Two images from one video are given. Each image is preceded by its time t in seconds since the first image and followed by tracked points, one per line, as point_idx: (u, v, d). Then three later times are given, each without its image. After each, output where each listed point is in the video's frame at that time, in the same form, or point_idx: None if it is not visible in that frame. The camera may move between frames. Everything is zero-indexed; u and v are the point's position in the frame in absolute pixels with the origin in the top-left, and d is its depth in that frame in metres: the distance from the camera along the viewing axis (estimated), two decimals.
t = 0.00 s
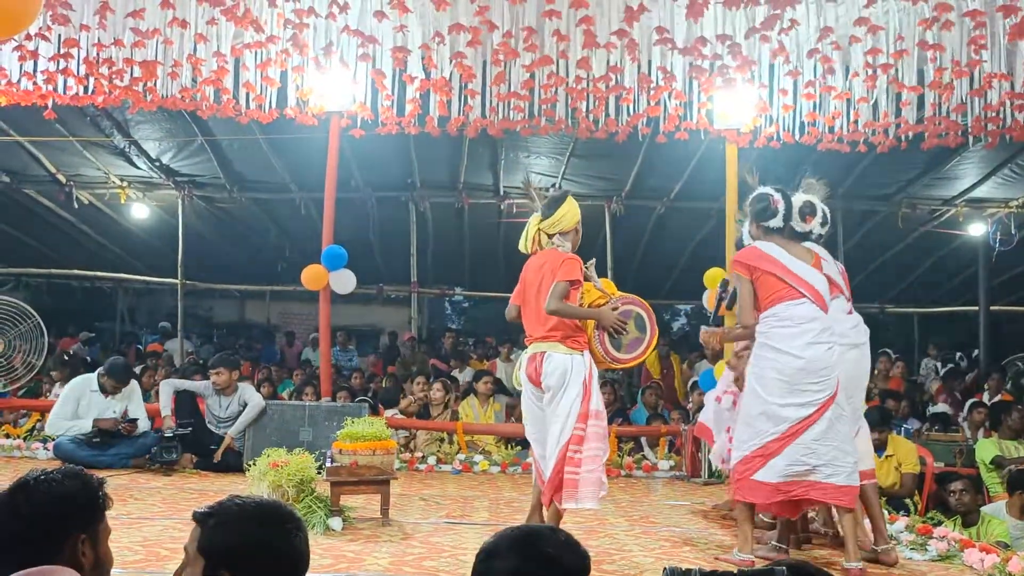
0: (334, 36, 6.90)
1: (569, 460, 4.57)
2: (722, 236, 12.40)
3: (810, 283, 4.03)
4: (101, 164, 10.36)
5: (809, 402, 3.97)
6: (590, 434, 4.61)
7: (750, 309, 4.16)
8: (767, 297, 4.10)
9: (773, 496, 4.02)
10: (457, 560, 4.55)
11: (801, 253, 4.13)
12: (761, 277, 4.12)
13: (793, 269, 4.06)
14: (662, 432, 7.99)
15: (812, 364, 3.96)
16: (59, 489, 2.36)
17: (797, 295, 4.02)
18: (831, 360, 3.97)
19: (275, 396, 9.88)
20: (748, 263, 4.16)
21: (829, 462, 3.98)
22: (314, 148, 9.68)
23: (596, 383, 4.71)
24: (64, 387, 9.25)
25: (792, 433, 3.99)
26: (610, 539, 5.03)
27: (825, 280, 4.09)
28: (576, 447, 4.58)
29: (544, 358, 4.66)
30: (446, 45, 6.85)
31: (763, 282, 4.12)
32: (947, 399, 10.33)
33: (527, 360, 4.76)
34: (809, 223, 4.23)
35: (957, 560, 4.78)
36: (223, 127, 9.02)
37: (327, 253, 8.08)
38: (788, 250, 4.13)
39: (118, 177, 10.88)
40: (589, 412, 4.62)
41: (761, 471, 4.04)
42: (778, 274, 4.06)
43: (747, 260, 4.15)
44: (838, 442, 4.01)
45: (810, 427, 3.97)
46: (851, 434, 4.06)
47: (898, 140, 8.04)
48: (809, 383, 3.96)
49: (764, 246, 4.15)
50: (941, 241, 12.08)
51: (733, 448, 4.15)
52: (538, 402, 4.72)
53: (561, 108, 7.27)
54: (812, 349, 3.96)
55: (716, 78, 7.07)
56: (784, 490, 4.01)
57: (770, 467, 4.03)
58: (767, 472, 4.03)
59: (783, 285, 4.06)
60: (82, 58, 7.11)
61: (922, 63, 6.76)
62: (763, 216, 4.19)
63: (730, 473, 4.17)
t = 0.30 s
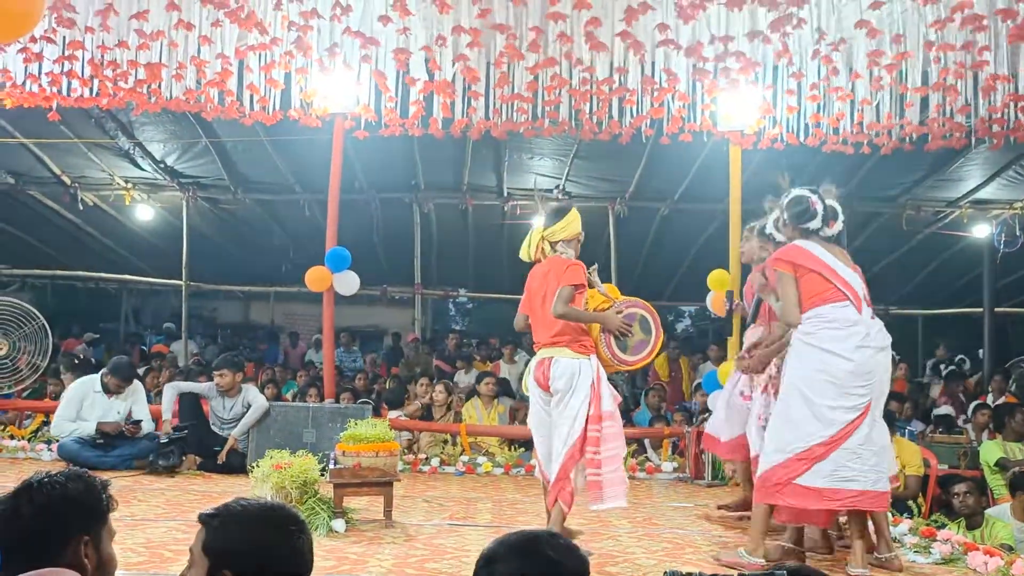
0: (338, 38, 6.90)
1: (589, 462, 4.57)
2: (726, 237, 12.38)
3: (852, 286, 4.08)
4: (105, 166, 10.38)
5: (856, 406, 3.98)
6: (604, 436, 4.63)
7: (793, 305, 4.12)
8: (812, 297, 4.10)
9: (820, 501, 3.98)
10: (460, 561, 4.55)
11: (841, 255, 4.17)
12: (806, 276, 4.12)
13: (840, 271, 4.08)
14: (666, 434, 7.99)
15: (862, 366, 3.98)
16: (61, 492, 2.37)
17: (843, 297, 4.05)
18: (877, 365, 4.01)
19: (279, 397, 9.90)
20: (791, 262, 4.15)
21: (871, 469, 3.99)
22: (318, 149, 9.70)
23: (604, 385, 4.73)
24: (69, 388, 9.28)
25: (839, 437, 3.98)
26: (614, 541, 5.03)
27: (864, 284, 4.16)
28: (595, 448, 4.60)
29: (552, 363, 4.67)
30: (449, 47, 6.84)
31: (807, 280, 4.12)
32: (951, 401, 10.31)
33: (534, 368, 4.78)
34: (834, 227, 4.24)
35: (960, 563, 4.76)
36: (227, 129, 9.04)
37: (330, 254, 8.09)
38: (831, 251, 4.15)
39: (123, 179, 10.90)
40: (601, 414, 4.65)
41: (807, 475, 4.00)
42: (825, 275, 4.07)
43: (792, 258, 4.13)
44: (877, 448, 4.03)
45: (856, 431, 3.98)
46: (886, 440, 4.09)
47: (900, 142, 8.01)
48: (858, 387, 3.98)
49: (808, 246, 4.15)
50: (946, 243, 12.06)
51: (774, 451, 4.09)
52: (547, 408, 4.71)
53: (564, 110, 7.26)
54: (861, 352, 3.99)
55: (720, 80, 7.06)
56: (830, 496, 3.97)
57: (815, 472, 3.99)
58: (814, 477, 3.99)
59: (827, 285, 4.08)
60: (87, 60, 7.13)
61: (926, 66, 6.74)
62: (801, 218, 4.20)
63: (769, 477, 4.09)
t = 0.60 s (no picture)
0: (341, 40, 6.91)
1: (601, 461, 4.57)
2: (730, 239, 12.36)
3: (844, 294, 3.98)
4: (108, 167, 10.39)
5: (830, 410, 3.96)
6: (612, 434, 4.64)
7: (776, 301, 4.04)
8: (802, 299, 4.02)
9: (789, 501, 3.97)
10: (463, 564, 4.54)
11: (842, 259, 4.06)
12: (800, 276, 4.02)
13: (835, 278, 3.97)
14: (669, 436, 7.97)
15: (839, 373, 3.94)
16: (65, 493, 2.37)
17: (831, 306, 3.96)
18: (855, 374, 3.97)
19: (282, 398, 9.90)
20: (788, 259, 4.05)
21: (842, 474, 3.97)
22: (322, 151, 9.70)
23: (607, 384, 4.72)
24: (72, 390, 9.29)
25: (811, 440, 3.96)
26: (617, 543, 5.02)
27: (859, 293, 4.05)
28: (604, 447, 4.60)
29: (553, 364, 4.69)
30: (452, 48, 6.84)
31: (800, 282, 4.03)
32: (954, 403, 10.29)
33: (535, 368, 4.77)
34: (851, 220, 4.17)
35: (964, 565, 4.75)
36: (230, 130, 9.05)
37: (333, 256, 8.08)
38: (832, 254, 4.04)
39: (126, 180, 10.91)
40: (607, 413, 4.65)
41: (780, 475, 4.00)
42: (819, 279, 3.97)
43: (788, 255, 4.04)
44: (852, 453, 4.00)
45: (829, 435, 3.96)
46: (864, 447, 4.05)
47: (903, 144, 7.99)
48: (833, 394, 3.95)
49: (808, 245, 4.04)
50: (949, 244, 12.03)
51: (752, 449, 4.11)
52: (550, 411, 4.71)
53: (568, 112, 7.24)
54: (840, 361, 3.95)
55: (722, 80, 7.05)
56: (802, 498, 3.97)
57: (788, 472, 3.99)
58: (786, 478, 3.98)
59: (819, 291, 3.98)
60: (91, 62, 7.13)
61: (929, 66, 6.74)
62: (809, 207, 4.12)
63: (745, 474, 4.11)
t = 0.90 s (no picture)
0: (345, 41, 6.95)
1: (610, 462, 4.62)
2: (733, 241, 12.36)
3: (835, 287, 3.99)
4: (113, 169, 10.41)
5: (828, 407, 3.94)
6: (621, 436, 4.66)
7: (766, 306, 4.09)
8: (791, 297, 4.05)
9: (785, 500, 3.95)
10: (467, 565, 4.54)
11: (830, 255, 4.09)
12: (786, 276, 4.06)
13: (823, 273, 3.99)
14: (672, 438, 7.96)
15: (837, 369, 3.93)
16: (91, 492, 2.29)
17: (822, 301, 3.98)
18: (852, 369, 3.96)
19: (285, 400, 9.92)
20: (773, 261, 4.10)
21: (840, 472, 3.95)
22: (325, 152, 9.71)
23: (614, 386, 4.73)
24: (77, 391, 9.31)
25: (810, 437, 3.94)
26: (621, 545, 5.02)
27: (852, 288, 4.06)
28: (613, 448, 4.63)
29: (561, 365, 4.68)
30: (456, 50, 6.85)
31: (787, 282, 4.06)
32: (958, 405, 10.28)
33: (543, 369, 4.78)
34: (844, 219, 4.18)
35: (967, 567, 4.73)
36: (234, 132, 9.07)
37: (336, 257, 8.08)
38: (819, 252, 4.07)
39: (131, 182, 10.92)
40: (616, 414, 4.66)
41: (778, 474, 3.97)
42: (806, 276, 4.00)
43: (773, 256, 4.08)
44: (849, 451, 3.97)
45: (827, 432, 3.93)
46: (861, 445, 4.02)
47: (907, 145, 7.97)
48: (831, 389, 3.93)
49: (793, 244, 4.08)
50: (953, 246, 12.02)
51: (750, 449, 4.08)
52: (560, 410, 4.72)
53: (571, 113, 7.06)
54: (837, 356, 3.94)
55: (725, 81, 7.02)
56: (801, 496, 3.94)
57: (787, 471, 3.96)
58: (784, 477, 3.95)
59: (807, 287, 4.01)
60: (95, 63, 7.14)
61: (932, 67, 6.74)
62: (791, 207, 4.16)
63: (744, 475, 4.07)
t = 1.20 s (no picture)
0: (348, 42, 6.94)
1: (618, 463, 4.65)
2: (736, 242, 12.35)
3: (849, 298, 4.06)
4: (116, 170, 10.42)
5: (851, 413, 4.00)
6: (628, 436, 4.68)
7: (782, 320, 4.22)
8: (806, 310, 4.12)
9: (813, 507, 4.03)
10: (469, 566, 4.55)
11: (840, 267, 4.16)
12: (799, 291, 4.15)
13: (834, 284, 4.07)
14: (675, 439, 7.96)
15: (856, 374, 3.99)
16: (102, 482, 2.30)
17: (837, 310, 4.04)
18: (871, 372, 4.01)
19: (288, 401, 9.93)
20: (787, 276, 4.18)
21: (868, 478, 4.02)
22: (328, 153, 9.72)
23: (619, 387, 4.74)
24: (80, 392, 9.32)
25: (834, 444, 4.01)
26: (623, 546, 5.02)
27: (864, 294, 4.12)
28: (621, 448, 4.66)
29: (565, 366, 4.69)
30: (459, 51, 6.86)
31: (800, 296, 4.15)
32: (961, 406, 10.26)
33: (547, 371, 4.78)
34: (845, 240, 4.21)
35: (971, 568, 4.72)
36: (237, 133, 9.08)
37: (339, 258, 8.09)
38: (829, 265, 4.15)
39: (133, 183, 10.93)
40: (623, 414, 4.68)
41: (805, 481, 4.05)
42: (818, 288, 4.07)
43: (785, 273, 4.18)
44: (873, 454, 4.05)
45: (850, 438, 4.00)
46: (884, 448, 4.10)
47: (911, 147, 7.96)
48: (851, 395, 3.99)
49: (804, 261, 4.17)
50: (956, 247, 12.01)
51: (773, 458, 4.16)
52: (565, 412, 4.72)
53: (573, 115, 7.19)
54: (854, 361, 4.00)
55: (728, 83, 7.09)
56: (829, 502, 4.01)
57: (812, 478, 4.04)
58: (810, 484, 4.04)
59: (821, 299, 4.08)
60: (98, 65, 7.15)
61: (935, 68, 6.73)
62: (806, 227, 4.20)
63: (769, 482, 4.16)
